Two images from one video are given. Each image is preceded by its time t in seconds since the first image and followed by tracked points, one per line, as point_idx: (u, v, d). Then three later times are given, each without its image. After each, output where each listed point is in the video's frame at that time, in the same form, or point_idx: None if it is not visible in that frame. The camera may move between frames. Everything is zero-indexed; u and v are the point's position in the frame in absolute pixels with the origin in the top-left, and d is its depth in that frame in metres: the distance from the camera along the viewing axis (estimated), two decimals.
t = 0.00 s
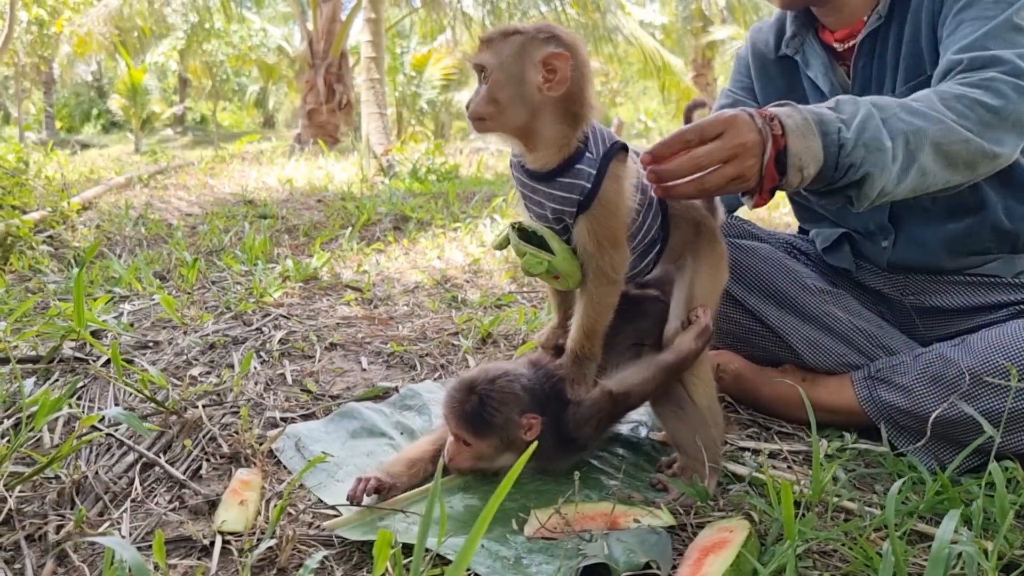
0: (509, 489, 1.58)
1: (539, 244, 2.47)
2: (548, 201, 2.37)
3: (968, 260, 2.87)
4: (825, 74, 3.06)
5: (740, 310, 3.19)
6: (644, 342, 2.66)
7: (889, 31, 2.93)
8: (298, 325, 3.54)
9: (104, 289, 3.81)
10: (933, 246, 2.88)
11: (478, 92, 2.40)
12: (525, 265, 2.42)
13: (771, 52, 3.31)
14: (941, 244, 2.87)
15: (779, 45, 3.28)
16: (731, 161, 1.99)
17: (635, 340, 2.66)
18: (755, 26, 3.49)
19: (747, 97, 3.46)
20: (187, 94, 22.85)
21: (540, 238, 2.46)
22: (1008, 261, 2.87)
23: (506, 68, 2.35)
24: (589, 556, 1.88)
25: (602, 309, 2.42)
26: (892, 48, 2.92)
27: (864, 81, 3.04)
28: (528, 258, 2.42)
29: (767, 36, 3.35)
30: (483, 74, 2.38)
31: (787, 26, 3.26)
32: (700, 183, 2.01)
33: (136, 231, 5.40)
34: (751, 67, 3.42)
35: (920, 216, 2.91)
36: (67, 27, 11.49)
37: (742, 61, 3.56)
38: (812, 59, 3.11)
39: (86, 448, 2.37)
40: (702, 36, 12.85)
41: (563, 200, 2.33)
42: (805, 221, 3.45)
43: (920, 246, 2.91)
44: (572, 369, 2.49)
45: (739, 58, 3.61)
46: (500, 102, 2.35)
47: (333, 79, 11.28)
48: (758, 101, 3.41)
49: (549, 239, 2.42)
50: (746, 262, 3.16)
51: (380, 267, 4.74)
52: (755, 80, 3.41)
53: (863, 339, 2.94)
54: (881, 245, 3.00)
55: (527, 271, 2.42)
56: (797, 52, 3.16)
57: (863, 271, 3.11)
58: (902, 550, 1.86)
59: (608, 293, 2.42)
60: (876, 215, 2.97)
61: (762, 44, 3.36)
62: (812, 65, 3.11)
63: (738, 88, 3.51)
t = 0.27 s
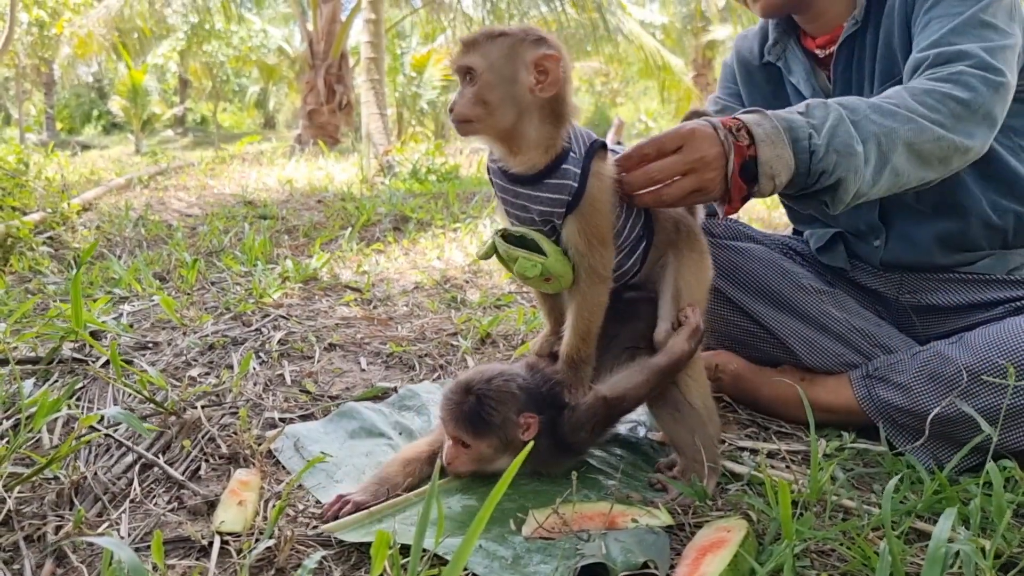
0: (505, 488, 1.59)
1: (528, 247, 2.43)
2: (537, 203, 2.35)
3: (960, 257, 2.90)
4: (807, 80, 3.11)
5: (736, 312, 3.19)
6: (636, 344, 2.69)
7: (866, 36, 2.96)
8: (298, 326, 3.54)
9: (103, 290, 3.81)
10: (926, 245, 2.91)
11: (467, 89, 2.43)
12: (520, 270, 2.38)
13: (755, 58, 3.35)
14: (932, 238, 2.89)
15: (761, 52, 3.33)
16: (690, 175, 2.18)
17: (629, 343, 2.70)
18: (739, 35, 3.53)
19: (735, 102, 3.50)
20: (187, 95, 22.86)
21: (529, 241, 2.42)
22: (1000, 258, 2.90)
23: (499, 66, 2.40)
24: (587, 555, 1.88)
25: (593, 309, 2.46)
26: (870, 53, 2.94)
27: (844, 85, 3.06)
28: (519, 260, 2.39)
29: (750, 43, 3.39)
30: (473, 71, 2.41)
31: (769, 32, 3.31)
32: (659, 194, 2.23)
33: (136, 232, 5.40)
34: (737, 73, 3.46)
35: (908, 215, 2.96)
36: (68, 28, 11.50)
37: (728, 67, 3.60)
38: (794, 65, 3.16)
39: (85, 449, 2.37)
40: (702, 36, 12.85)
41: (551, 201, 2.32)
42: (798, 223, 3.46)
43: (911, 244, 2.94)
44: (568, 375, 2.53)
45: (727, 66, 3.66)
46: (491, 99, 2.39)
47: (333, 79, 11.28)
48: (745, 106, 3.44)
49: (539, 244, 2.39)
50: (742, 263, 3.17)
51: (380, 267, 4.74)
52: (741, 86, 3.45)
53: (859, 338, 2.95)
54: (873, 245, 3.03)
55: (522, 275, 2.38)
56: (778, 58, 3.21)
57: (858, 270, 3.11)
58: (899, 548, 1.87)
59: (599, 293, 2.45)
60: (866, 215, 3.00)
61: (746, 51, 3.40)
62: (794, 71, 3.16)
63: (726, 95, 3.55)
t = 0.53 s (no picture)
0: (504, 489, 1.59)
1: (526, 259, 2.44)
2: (535, 216, 2.37)
3: (958, 257, 2.91)
4: (801, 82, 3.13)
5: (736, 313, 3.19)
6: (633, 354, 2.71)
7: (858, 38, 2.97)
8: (298, 327, 3.55)
9: (104, 292, 3.81)
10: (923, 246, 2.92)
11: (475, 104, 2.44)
12: (517, 284, 2.40)
13: (749, 62, 3.36)
14: (930, 239, 2.90)
15: (755, 56, 3.34)
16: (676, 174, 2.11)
17: (626, 352, 2.72)
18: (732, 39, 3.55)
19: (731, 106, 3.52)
20: (188, 96, 22.88)
21: (527, 254, 2.42)
22: (998, 258, 2.90)
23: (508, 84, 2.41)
24: (585, 556, 1.88)
25: (595, 320, 2.50)
26: (863, 54, 2.95)
27: (837, 87, 3.07)
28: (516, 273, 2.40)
29: (744, 47, 3.41)
30: (482, 87, 2.42)
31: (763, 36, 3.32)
32: (643, 194, 2.15)
33: (137, 233, 5.41)
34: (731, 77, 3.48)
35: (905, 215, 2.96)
36: (69, 29, 11.52)
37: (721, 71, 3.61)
38: (788, 68, 3.18)
39: (84, 450, 2.37)
40: (703, 36, 12.85)
41: (550, 212, 2.34)
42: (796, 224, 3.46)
43: (909, 246, 2.95)
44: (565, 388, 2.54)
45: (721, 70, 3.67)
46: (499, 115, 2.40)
47: (333, 80, 11.28)
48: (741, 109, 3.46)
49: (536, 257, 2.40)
50: (741, 265, 3.17)
51: (380, 268, 4.75)
52: (737, 90, 3.47)
53: (858, 339, 2.95)
54: (870, 246, 3.03)
55: (519, 288, 2.40)
56: (772, 62, 3.23)
57: (857, 271, 3.11)
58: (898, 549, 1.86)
59: (600, 303, 2.49)
60: (863, 217, 3.01)
61: (741, 55, 3.42)
62: (789, 74, 3.18)
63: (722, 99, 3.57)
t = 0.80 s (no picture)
0: (506, 489, 1.59)
1: (546, 252, 2.44)
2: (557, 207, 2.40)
3: (961, 258, 2.90)
4: (805, 83, 3.13)
5: (737, 312, 3.19)
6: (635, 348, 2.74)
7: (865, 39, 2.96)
8: (300, 327, 3.55)
9: (106, 292, 3.82)
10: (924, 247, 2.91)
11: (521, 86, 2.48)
12: (542, 277, 2.39)
13: (754, 62, 3.37)
14: (934, 240, 2.89)
15: (760, 57, 3.34)
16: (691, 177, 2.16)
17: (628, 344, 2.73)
18: (736, 41, 3.55)
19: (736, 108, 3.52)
20: (190, 97, 22.91)
21: (547, 248, 2.43)
22: (1000, 260, 2.90)
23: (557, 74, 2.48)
24: (587, 557, 1.88)
25: (607, 311, 2.51)
26: (869, 55, 2.94)
27: (842, 87, 3.08)
28: (539, 266, 2.40)
29: (750, 46, 3.41)
30: (530, 70, 2.48)
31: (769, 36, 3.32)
32: (654, 196, 2.21)
33: (139, 234, 5.41)
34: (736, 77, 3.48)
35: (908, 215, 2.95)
36: (71, 31, 11.54)
37: (726, 71, 3.61)
38: (793, 68, 3.18)
39: (87, 450, 2.38)
40: (705, 37, 12.86)
41: (571, 203, 2.37)
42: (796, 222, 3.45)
43: (912, 247, 2.94)
44: (570, 375, 2.56)
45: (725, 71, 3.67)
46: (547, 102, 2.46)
47: (335, 81, 11.29)
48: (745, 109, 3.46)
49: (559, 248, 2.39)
50: (742, 265, 3.17)
51: (382, 268, 4.75)
52: (741, 91, 3.47)
53: (860, 340, 2.95)
54: (874, 246, 3.03)
55: (544, 281, 2.39)
56: (778, 62, 3.23)
57: (859, 271, 3.11)
58: (899, 549, 1.87)
59: (613, 295, 2.49)
60: (866, 217, 3.00)
61: (745, 56, 3.41)
62: (793, 75, 3.18)
63: (726, 101, 3.57)
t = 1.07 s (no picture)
0: (507, 492, 1.60)
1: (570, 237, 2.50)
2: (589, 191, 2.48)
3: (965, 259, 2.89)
4: (814, 82, 3.11)
5: (738, 313, 3.19)
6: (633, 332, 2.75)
7: (877, 39, 2.97)
8: (302, 329, 3.56)
9: (108, 294, 3.83)
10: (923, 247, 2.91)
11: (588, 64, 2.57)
12: (568, 261, 2.44)
13: (761, 63, 3.36)
14: (933, 244, 2.88)
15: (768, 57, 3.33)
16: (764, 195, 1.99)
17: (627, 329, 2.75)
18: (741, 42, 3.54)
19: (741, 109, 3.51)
20: (191, 98, 22.93)
21: (573, 233, 2.49)
22: (1003, 261, 2.87)
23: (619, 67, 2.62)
24: (589, 558, 1.89)
25: (623, 290, 2.59)
26: (882, 56, 2.95)
27: (853, 88, 3.07)
28: (564, 250, 2.45)
29: (756, 47, 3.39)
30: (598, 55, 2.59)
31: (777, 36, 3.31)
32: (727, 216, 2.02)
33: (140, 235, 5.42)
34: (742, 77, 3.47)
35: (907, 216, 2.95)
36: (72, 32, 11.55)
37: (732, 73, 3.60)
38: (801, 68, 3.17)
39: (90, 452, 2.38)
40: (705, 37, 12.87)
41: (602, 186, 2.48)
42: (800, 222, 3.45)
43: (911, 248, 2.94)
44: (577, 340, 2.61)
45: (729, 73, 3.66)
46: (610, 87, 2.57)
47: (335, 82, 11.30)
48: (751, 110, 3.45)
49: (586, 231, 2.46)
50: (744, 266, 3.18)
51: (383, 269, 4.76)
52: (747, 92, 3.46)
53: (862, 341, 2.95)
54: (876, 247, 3.04)
55: (569, 265, 2.44)
56: (785, 62, 3.22)
57: (861, 271, 3.11)
58: (900, 550, 1.87)
59: (632, 278, 2.59)
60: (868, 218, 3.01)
61: (750, 57, 3.41)
62: (801, 75, 3.16)
63: (731, 102, 3.56)
